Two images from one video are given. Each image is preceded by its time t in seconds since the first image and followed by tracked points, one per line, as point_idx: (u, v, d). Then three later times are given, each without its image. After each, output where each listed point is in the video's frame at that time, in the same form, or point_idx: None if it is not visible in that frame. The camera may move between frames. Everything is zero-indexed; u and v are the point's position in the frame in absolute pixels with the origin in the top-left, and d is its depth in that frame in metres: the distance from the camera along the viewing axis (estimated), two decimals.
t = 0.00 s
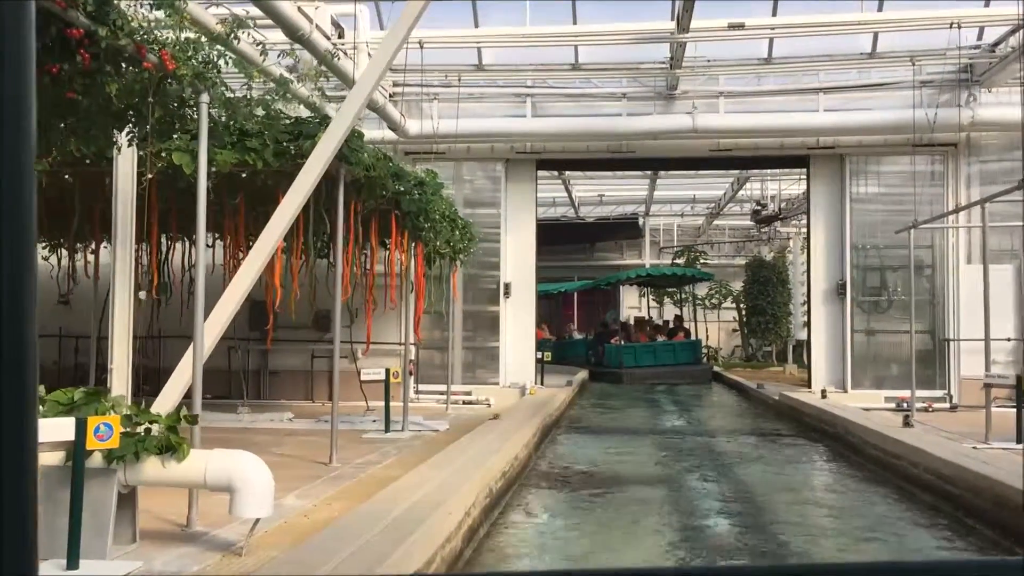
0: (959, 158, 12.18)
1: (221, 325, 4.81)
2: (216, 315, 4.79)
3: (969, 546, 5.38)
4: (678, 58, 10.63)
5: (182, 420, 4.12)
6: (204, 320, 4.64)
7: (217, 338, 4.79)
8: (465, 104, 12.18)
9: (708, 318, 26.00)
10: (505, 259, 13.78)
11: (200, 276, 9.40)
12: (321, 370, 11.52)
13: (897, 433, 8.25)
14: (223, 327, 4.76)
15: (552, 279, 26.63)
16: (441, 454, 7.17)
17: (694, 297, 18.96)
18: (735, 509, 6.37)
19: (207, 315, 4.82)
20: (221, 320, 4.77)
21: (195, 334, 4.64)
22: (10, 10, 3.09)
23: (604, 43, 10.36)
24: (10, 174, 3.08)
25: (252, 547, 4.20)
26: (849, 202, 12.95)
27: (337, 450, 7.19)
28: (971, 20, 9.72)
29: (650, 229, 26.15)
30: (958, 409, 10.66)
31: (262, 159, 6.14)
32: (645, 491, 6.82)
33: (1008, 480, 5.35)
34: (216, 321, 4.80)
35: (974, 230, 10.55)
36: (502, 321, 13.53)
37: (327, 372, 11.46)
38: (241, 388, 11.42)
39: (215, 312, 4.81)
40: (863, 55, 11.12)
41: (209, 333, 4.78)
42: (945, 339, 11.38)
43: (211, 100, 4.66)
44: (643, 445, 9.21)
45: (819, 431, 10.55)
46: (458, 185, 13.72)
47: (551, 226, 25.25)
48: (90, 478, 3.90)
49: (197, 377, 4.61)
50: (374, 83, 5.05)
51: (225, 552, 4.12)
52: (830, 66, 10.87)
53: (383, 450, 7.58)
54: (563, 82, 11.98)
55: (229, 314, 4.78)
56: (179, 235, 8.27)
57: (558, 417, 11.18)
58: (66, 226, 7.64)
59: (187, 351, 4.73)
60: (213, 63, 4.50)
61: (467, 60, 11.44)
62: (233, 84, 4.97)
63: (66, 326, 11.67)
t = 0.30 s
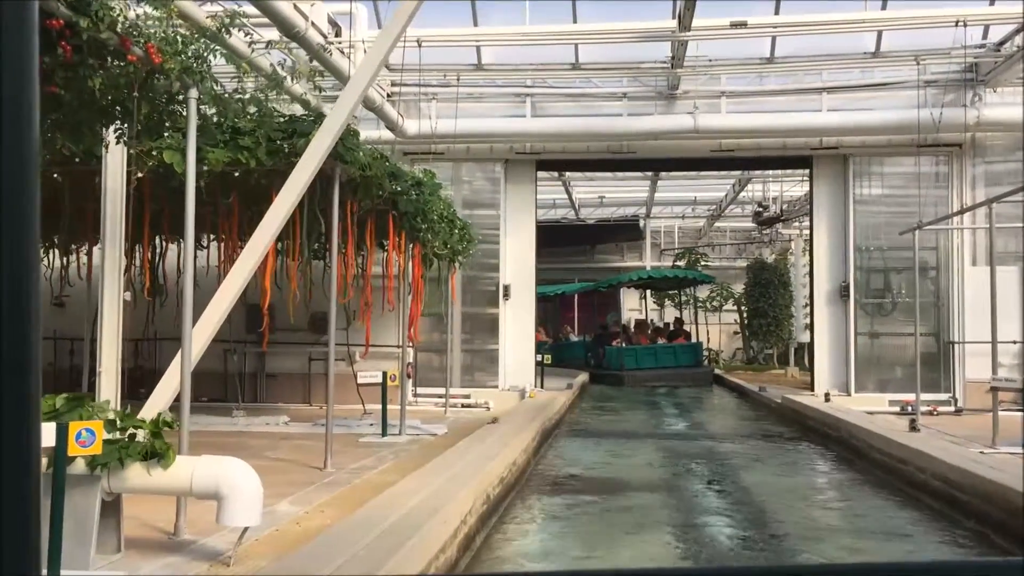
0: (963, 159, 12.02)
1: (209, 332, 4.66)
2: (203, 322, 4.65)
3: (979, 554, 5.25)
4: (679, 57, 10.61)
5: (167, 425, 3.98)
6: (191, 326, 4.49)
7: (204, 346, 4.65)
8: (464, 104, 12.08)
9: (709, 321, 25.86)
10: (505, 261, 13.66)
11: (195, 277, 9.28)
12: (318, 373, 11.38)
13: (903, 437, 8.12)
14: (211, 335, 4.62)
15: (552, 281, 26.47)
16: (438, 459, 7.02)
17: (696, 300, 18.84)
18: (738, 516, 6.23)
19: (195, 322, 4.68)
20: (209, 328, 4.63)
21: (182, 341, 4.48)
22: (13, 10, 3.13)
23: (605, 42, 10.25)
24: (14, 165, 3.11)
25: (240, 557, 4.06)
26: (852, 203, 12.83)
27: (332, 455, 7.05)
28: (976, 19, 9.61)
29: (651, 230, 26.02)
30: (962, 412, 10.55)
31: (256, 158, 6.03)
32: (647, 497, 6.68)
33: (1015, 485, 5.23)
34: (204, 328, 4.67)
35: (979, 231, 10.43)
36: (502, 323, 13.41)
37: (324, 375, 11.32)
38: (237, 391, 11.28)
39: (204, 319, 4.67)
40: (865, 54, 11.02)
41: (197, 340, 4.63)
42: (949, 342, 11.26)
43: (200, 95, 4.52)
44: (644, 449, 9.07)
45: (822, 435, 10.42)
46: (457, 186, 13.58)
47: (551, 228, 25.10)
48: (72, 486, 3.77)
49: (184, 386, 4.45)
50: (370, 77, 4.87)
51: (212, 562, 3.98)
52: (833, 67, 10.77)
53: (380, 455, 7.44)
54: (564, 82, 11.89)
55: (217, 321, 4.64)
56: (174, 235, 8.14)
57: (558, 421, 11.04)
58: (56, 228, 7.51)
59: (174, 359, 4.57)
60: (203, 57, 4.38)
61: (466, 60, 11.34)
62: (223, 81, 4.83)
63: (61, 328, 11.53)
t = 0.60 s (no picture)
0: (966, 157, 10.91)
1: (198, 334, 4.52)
2: (192, 325, 4.50)
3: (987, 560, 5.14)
4: (680, 53, 10.52)
5: (152, 428, 3.85)
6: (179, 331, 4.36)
7: (193, 349, 4.51)
8: (462, 101, 11.96)
9: (710, 321, 25.73)
10: (504, 262, 13.54)
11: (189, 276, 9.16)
12: (315, 373, 11.26)
13: (908, 439, 8.00)
14: (199, 338, 4.47)
15: (553, 282, 26.35)
16: (434, 461, 6.88)
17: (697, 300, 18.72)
18: (741, 520, 6.12)
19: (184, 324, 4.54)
20: (198, 330, 4.48)
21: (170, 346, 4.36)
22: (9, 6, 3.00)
23: (604, 39, 10.11)
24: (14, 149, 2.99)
25: (228, 564, 3.94)
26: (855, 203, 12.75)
27: (327, 457, 6.93)
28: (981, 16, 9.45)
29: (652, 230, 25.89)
30: (966, 413, 10.44)
31: (248, 154, 5.91)
32: (647, 501, 6.56)
33: None
34: (192, 331, 4.50)
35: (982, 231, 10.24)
36: (501, 324, 13.30)
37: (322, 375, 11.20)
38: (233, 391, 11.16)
39: (192, 321, 4.52)
40: (869, 51, 10.82)
41: (184, 345, 4.49)
42: (953, 343, 11.12)
43: (189, 89, 4.38)
44: (644, 451, 8.96)
45: (825, 437, 10.29)
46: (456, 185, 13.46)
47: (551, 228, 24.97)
48: (53, 491, 3.64)
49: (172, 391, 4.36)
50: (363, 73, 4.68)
51: (200, 568, 3.87)
52: (837, 64, 10.62)
53: (376, 457, 7.32)
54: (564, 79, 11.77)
55: (206, 323, 4.50)
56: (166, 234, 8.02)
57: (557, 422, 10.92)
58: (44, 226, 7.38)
59: (162, 362, 4.46)
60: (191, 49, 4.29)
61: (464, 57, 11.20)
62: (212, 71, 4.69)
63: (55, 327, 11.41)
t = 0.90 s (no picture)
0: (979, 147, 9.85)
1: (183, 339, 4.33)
2: (177, 329, 4.30)
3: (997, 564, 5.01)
4: (680, 47, 10.37)
5: (135, 429, 3.74)
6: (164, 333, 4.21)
7: (179, 353, 4.32)
8: (460, 97, 11.84)
9: (711, 319, 25.61)
10: (502, 259, 13.41)
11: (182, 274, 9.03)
12: (311, 373, 11.13)
13: (912, 439, 7.87)
14: (185, 341, 4.28)
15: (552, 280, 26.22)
16: (430, 462, 6.74)
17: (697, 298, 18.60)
18: (744, 522, 5.99)
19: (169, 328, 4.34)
20: (184, 334, 4.30)
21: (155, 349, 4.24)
22: None
23: (603, 32, 9.97)
24: (12, 145, 2.57)
25: (215, 569, 3.81)
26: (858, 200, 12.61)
27: (321, 457, 6.79)
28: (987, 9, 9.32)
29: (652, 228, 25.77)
30: (970, 412, 10.31)
31: (239, 148, 5.78)
32: (648, 503, 6.43)
33: None
34: (178, 333, 4.30)
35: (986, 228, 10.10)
36: (499, 322, 13.15)
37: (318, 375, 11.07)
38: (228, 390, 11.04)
39: (178, 323, 4.31)
40: (872, 45, 10.69)
41: (170, 350, 4.29)
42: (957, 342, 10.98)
43: (175, 79, 4.28)
44: (644, 451, 8.83)
45: (827, 436, 10.17)
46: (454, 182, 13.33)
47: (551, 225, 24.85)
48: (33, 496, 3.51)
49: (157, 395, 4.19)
50: (358, 64, 4.49)
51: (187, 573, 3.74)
52: (840, 58, 10.47)
53: (371, 457, 7.18)
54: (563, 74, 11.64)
55: (192, 327, 4.31)
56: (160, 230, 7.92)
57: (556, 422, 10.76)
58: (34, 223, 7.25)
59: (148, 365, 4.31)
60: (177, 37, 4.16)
61: (462, 51, 11.05)
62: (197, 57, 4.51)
63: (48, 325, 11.28)
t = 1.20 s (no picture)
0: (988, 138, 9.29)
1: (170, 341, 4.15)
2: (162, 331, 4.11)
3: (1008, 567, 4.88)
4: (681, 41, 10.23)
5: (117, 430, 3.60)
6: (150, 334, 4.06)
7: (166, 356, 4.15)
8: (459, 91, 11.73)
9: (712, 316, 25.48)
10: (501, 255, 13.28)
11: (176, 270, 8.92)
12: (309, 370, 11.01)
13: (918, 438, 7.74)
14: (172, 343, 4.10)
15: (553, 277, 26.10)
16: (427, 462, 6.61)
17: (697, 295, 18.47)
18: (747, 524, 5.85)
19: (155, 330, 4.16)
20: (170, 335, 4.10)
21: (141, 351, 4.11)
22: None
23: (603, 24, 9.83)
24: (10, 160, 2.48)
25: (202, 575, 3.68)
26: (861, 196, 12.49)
27: (316, 457, 6.67)
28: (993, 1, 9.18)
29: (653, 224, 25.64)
30: (975, 410, 10.18)
31: (230, 142, 5.65)
32: (649, 504, 6.30)
33: None
34: (165, 335, 4.13)
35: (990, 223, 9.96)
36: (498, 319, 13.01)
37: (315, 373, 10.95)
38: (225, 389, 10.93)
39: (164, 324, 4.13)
40: (875, 38, 10.56)
41: (156, 350, 4.12)
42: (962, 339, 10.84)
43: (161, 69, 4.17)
44: (645, 450, 8.70)
45: (831, 434, 10.04)
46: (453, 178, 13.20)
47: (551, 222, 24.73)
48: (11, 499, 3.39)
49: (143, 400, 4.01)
50: (349, 57, 4.25)
51: None
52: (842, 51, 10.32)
53: (368, 457, 7.04)
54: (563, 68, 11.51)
55: (179, 328, 4.11)
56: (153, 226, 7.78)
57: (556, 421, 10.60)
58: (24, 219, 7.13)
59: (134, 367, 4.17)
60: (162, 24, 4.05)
61: (461, 45, 10.94)
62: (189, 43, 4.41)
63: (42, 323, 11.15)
